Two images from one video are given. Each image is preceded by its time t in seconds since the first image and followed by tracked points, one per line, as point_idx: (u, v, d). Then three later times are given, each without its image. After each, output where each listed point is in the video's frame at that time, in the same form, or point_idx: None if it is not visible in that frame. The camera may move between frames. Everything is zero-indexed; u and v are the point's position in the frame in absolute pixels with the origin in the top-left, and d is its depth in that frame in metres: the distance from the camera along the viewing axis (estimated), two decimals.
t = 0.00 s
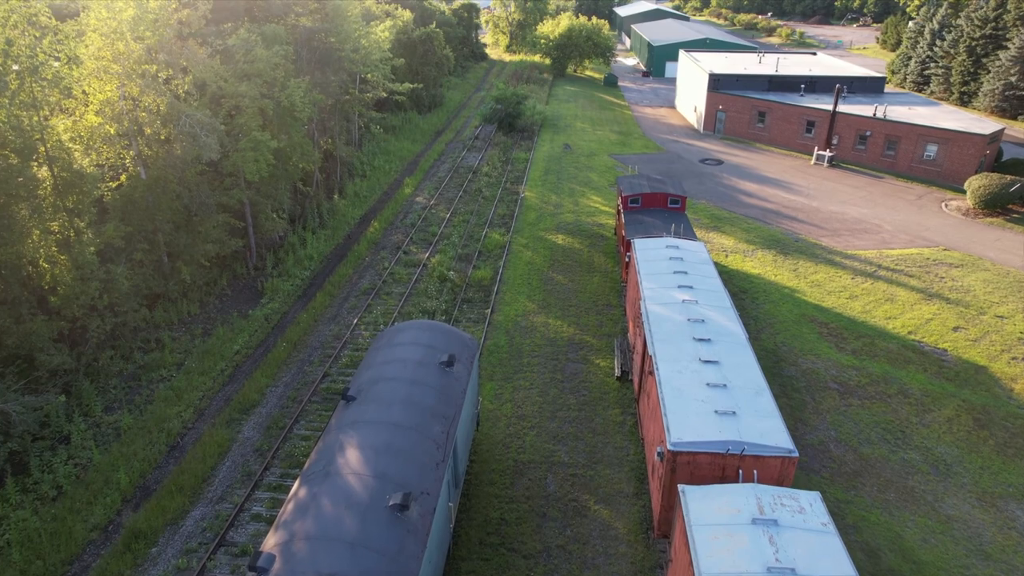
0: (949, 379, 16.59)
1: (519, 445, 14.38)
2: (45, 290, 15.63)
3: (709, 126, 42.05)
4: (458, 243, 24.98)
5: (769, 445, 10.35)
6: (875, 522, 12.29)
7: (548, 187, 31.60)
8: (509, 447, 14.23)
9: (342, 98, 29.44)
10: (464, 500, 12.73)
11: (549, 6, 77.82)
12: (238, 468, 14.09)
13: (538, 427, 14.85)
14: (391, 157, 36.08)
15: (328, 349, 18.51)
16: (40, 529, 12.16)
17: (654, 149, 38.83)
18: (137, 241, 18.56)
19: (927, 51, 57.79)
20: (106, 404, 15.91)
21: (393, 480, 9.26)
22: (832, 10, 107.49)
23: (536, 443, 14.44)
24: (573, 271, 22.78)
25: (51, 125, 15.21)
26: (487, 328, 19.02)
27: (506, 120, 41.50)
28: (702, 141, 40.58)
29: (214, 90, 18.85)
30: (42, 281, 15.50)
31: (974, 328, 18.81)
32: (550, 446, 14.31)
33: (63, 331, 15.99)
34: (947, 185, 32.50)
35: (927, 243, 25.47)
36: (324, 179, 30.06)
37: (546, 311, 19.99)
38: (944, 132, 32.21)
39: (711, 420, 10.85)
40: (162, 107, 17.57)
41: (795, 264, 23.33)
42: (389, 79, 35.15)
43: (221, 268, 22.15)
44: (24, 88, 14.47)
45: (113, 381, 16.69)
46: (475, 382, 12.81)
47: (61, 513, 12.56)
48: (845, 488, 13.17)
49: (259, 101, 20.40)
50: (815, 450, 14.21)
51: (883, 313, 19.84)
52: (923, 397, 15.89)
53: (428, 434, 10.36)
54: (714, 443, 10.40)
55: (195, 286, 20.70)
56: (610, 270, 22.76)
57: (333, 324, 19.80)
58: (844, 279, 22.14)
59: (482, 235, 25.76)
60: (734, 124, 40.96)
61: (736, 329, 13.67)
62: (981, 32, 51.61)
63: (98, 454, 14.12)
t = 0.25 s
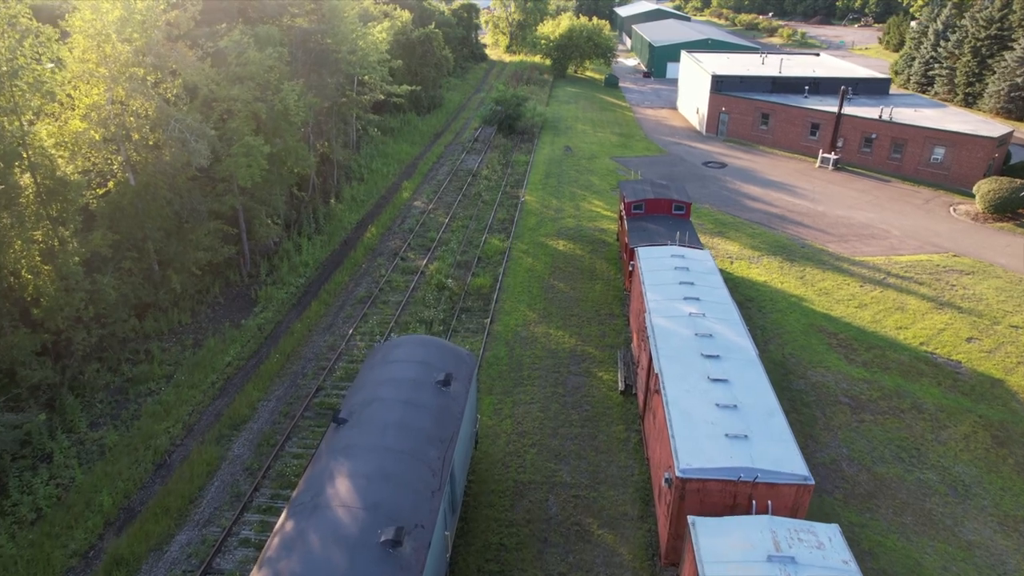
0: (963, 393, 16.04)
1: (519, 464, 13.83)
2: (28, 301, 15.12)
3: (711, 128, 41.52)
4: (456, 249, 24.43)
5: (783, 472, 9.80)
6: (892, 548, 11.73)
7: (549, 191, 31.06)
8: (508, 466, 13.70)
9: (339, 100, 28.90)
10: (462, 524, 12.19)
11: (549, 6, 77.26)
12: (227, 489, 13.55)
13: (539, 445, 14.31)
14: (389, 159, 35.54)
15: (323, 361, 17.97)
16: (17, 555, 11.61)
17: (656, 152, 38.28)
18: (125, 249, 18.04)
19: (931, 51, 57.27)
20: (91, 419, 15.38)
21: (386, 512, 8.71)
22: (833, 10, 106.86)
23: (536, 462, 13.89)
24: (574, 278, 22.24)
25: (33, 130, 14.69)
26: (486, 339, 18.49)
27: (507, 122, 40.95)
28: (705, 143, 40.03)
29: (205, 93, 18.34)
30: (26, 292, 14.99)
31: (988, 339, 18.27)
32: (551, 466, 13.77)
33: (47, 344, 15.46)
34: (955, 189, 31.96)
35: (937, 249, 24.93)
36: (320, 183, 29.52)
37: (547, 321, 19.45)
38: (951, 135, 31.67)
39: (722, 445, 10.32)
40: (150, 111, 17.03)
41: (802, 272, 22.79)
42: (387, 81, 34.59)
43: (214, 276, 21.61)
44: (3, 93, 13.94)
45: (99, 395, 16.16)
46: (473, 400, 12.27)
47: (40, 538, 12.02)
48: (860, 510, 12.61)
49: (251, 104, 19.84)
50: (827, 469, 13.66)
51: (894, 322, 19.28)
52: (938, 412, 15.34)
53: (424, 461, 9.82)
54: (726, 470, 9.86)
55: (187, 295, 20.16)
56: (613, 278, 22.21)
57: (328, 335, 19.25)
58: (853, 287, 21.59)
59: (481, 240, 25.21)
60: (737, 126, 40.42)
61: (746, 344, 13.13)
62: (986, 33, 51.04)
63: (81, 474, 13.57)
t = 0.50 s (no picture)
0: (982, 411, 15.39)
1: (520, 488, 13.17)
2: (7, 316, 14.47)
3: (714, 131, 40.88)
4: (455, 256, 23.80)
5: (802, 508, 9.17)
6: None
7: (549, 195, 30.42)
8: (508, 491, 13.05)
9: (335, 103, 28.25)
10: (459, 555, 11.55)
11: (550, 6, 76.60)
12: (212, 514, 12.91)
13: (540, 468, 13.67)
14: (387, 163, 34.89)
15: (315, 375, 17.33)
16: None
17: (659, 155, 37.64)
18: (111, 260, 17.39)
19: (936, 52, 56.69)
20: (73, 439, 14.73)
21: (376, 554, 8.09)
22: (834, 10, 106.16)
23: (537, 487, 13.23)
24: (576, 288, 21.59)
25: (10, 137, 14.04)
26: (485, 352, 17.86)
27: (506, 125, 40.30)
28: (708, 146, 39.40)
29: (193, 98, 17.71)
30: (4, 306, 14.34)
31: (1005, 352, 17.62)
32: (553, 490, 13.12)
33: (26, 360, 14.80)
34: (964, 193, 31.32)
35: (948, 257, 24.29)
36: (316, 187, 28.88)
37: (548, 333, 18.80)
38: (961, 138, 31.04)
39: (736, 477, 9.68)
40: (136, 116, 16.38)
41: (810, 280, 22.15)
42: (384, 83, 33.96)
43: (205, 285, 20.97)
44: None
45: (82, 413, 15.51)
46: (470, 424, 11.64)
47: (13, 570, 11.37)
48: (879, 539, 11.96)
49: (242, 109, 19.21)
50: (842, 494, 13.01)
51: (907, 334, 18.63)
52: (957, 432, 14.69)
53: (418, 496, 9.18)
54: (740, 506, 9.22)
55: (178, 305, 19.51)
56: (616, 287, 21.57)
57: (321, 347, 18.60)
58: (863, 297, 20.95)
59: (480, 247, 24.57)
60: (740, 129, 39.77)
61: (757, 364, 12.48)
62: (992, 33, 50.41)
63: (59, 499, 12.93)
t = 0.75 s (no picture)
0: (1001, 428, 14.80)
1: (520, 512, 12.59)
2: None
3: (717, 133, 40.29)
4: (453, 263, 23.21)
5: (821, 544, 8.59)
6: None
7: (550, 199, 29.84)
8: (508, 516, 12.47)
9: (331, 105, 27.68)
10: None
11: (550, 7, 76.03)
12: (198, 540, 12.32)
13: (541, 490, 13.09)
14: (385, 166, 34.30)
15: (309, 389, 16.74)
16: None
17: (661, 158, 37.06)
18: (97, 269, 16.81)
19: (941, 52, 56.18)
20: (54, 458, 14.15)
21: None
22: (836, 10, 105.50)
23: (538, 510, 12.65)
24: (578, 296, 21.01)
25: None
26: (484, 365, 17.28)
27: (506, 127, 39.71)
28: (710, 149, 38.82)
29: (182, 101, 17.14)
30: None
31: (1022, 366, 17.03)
32: (555, 514, 12.54)
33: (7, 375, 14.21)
34: (973, 197, 30.73)
35: (958, 263, 23.71)
36: (312, 192, 28.30)
37: (549, 344, 18.23)
38: (970, 141, 30.45)
39: (749, 509, 9.11)
40: (122, 120, 15.79)
41: (818, 289, 21.57)
42: (382, 85, 33.40)
43: (196, 294, 20.39)
44: None
45: (64, 429, 14.92)
46: (468, 448, 11.09)
47: None
48: (898, 568, 11.36)
49: (233, 113, 18.64)
50: (858, 518, 12.40)
51: (919, 345, 18.03)
52: (975, 451, 14.10)
53: (411, 530, 8.63)
54: (755, 541, 8.66)
55: (168, 315, 18.93)
56: (619, 295, 21.00)
57: (315, 360, 18.02)
58: (873, 306, 20.36)
59: (479, 254, 23.99)
60: (744, 131, 39.19)
61: (769, 383, 11.90)
62: (998, 33, 49.82)
63: (37, 523, 12.35)
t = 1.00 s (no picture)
0: None
1: (520, 543, 11.92)
2: None
3: (721, 135, 39.58)
4: (451, 272, 22.53)
5: None
6: None
7: (551, 205, 29.16)
8: (507, 547, 11.78)
9: (327, 108, 26.99)
10: None
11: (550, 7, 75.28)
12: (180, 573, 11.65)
13: (543, 519, 12.40)
14: (382, 169, 33.60)
15: (300, 407, 16.05)
16: None
17: (664, 161, 36.36)
18: (79, 282, 16.11)
19: (946, 53, 55.54)
20: (30, 483, 13.47)
21: None
22: (837, 10, 104.85)
23: (539, 540, 11.98)
24: (580, 307, 20.33)
25: None
26: (482, 381, 16.59)
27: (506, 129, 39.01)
28: (714, 152, 38.13)
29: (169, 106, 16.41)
30: None
31: None
32: (557, 545, 11.85)
33: None
34: (983, 202, 30.07)
35: (972, 271, 23.03)
36: (307, 197, 27.61)
37: (550, 358, 17.54)
38: (982, 145, 29.79)
39: (768, 553, 8.46)
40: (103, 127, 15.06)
41: (827, 299, 20.88)
42: (379, 87, 32.71)
43: (186, 305, 19.71)
44: None
45: (42, 451, 14.25)
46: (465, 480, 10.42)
47: None
48: None
49: (223, 118, 17.95)
50: (878, 549, 11.72)
51: (935, 360, 17.33)
52: (999, 475, 13.44)
53: None
54: None
55: (155, 327, 18.24)
56: (622, 306, 20.31)
57: (307, 375, 17.34)
58: (886, 317, 19.65)
59: (478, 262, 23.31)
60: (748, 133, 38.47)
61: (784, 409, 11.22)
62: (1005, 33, 49.09)
63: (8, 555, 11.68)
